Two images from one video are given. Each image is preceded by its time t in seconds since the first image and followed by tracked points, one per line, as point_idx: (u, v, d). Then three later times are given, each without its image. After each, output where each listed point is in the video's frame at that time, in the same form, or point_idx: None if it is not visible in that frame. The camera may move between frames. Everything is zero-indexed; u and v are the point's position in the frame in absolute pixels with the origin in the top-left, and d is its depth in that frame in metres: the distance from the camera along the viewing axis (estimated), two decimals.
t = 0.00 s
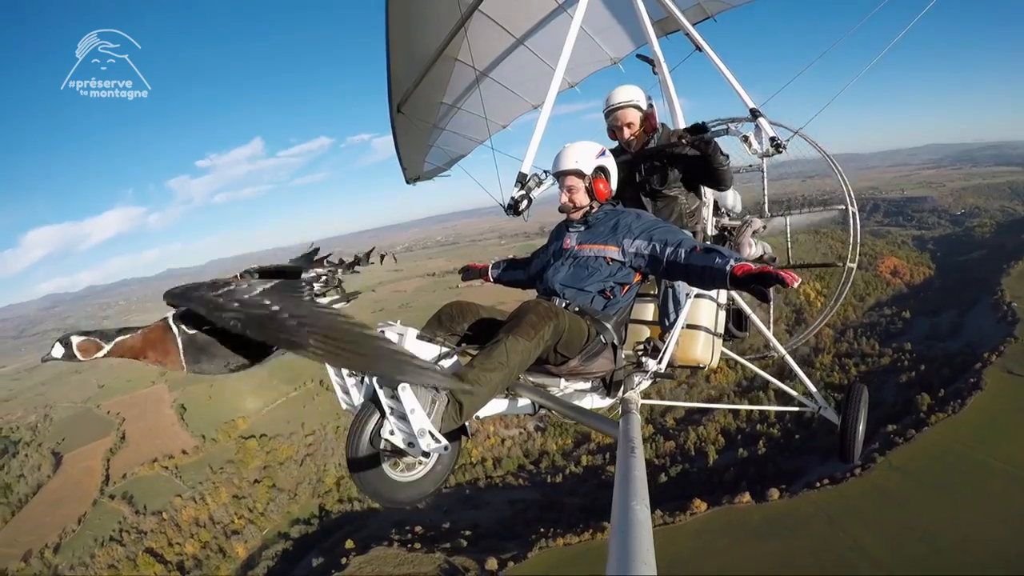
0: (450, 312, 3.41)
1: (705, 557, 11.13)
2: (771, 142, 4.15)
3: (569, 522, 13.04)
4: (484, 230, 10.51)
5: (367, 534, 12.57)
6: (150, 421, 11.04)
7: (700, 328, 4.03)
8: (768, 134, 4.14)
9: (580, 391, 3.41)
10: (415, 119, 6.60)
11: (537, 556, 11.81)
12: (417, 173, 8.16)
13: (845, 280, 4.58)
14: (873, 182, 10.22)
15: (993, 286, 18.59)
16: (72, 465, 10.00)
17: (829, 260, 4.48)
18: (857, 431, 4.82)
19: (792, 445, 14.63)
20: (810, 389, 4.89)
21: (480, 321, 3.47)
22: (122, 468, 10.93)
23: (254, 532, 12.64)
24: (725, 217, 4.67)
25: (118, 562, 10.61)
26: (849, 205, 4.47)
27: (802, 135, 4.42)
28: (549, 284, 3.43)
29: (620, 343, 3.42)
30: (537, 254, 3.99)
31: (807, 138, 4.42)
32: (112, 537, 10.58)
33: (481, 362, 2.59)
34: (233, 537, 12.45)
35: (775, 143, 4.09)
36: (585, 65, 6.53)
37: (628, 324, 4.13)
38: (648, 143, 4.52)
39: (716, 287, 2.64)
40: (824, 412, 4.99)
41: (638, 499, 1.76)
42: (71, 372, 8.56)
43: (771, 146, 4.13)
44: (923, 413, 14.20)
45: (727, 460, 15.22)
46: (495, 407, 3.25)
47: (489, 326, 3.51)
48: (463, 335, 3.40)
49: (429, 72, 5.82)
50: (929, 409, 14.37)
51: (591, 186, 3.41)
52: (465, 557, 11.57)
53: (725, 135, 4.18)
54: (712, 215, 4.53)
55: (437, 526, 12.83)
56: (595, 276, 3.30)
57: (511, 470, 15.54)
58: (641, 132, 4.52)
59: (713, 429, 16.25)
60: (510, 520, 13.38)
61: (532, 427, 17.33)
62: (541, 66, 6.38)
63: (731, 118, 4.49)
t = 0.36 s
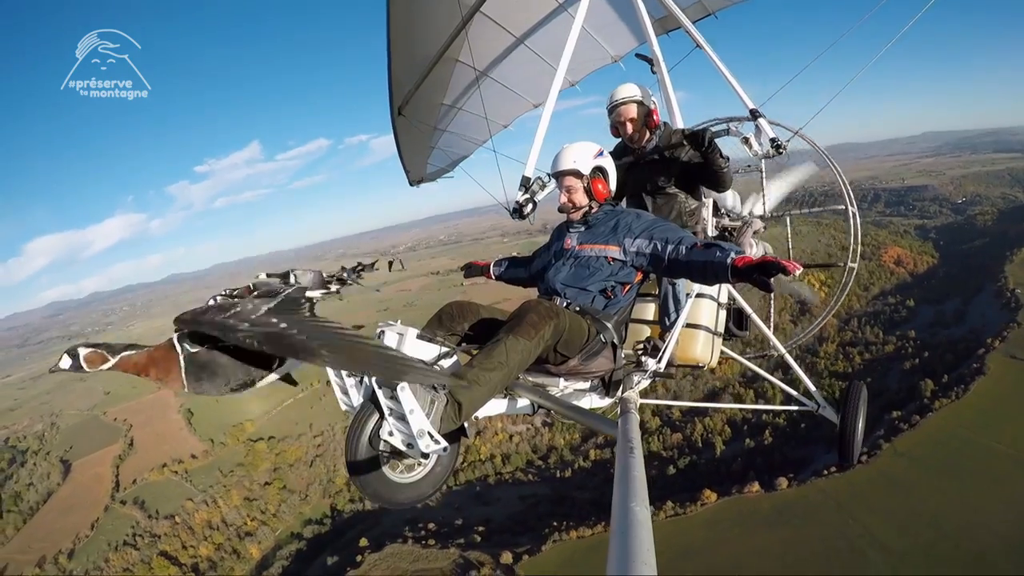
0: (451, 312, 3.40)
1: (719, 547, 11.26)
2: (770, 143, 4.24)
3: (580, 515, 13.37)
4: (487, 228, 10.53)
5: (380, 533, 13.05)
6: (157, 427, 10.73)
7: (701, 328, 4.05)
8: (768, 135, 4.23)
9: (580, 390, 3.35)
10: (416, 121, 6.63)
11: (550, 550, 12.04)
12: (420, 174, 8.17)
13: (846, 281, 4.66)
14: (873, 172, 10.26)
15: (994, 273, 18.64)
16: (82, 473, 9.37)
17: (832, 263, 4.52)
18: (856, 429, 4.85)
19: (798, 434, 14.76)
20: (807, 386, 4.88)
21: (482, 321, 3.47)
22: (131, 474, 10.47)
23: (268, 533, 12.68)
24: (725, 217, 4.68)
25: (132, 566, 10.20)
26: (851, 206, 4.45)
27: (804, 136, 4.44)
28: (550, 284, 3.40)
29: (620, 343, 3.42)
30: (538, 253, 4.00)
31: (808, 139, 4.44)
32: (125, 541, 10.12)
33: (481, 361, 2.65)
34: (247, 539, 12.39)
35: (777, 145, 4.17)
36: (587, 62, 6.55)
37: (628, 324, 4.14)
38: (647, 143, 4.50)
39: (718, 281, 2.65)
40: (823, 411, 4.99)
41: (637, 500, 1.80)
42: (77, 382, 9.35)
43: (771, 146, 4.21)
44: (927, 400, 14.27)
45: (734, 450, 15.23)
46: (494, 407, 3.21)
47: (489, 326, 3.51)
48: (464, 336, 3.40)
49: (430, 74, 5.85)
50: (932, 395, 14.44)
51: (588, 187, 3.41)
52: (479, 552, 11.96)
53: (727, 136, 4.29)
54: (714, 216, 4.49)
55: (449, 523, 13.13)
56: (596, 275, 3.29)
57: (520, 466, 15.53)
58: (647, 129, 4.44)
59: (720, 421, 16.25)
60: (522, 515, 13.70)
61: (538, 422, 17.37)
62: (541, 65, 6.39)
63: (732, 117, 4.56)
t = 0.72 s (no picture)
0: (450, 312, 3.40)
1: (721, 536, 11.39)
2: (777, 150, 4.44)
3: (584, 505, 13.49)
4: (486, 224, 10.55)
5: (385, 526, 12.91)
6: (160, 424, 11.19)
7: (700, 328, 4.07)
8: (774, 143, 4.43)
9: (580, 391, 3.40)
10: (417, 120, 6.71)
11: (554, 539, 12.20)
12: (422, 170, 8.19)
13: (845, 279, 4.50)
14: (870, 165, 10.31)
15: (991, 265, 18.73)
16: (84, 471, 9.26)
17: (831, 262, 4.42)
18: (857, 431, 4.87)
19: (799, 425, 14.83)
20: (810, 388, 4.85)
21: (481, 321, 3.47)
22: (135, 471, 10.46)
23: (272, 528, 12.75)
24: (725, 217, 4.77)
25: (137, 565, 9.72)
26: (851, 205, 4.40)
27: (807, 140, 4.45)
28: (549, 284, 3.40)
29: (620, 343, 3.43)
30: (537, 251, 4.01)
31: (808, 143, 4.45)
32: (130, 539, 9.74)
33: (481, 362, 2.64)
34: (252, 534, 12.34)
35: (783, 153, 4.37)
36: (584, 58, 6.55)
37: (628, 324, 4.18)
38: (653, 142, 4.52)
39: (719, 273, 2.66)
40: (824, 411, 5.02)
41: (637, 500, 1.81)
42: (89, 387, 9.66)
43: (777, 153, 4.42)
44: (926, 390, 14.36)
45: (735, 441, 15.28)
46: (495, 407, 3.22)
47: (488, 326, 3.50)
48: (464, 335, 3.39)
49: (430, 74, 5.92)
50: (931, 385, 14.53)
51: (593, 186, 3.41)
52: (484, 543, 11.79)
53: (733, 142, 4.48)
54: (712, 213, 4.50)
55: (455, 514, 13.22)
56: (595, 275, 3.30)
57: (523, 458, 15.67)
58: (653, 127, 4.48)
59: (721, 413, 16.31)
60: (525, 506, 13.76)
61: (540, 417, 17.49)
62: (541, 61, 6.38)
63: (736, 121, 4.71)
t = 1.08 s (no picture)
0: (450, 312, 3.43)
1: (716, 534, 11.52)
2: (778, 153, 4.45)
3: (583, 502, 13.51)
4: (486, 222, 10.57)
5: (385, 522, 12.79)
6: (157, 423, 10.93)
7: (700, 328, 4.12)
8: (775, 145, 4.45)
9: (579, 391, 3.44)
10: (416, 120, 6.68)
11: (554, 536, 12.25)
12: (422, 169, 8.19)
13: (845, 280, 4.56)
14: (865, 166, 10.37)
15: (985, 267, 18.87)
16: (82, 468, 9.87)
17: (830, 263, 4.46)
18: (857, 430, 4.92)
19: (794, 424, 14.92)
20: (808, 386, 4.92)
21: (481, 321, 3.47)
22: (134, 469, 10.47)
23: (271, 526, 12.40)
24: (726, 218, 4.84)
25: (137, 561, 10.03)
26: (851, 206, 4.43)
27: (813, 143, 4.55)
28: (551, 284, 3.46)
29: (620, 343, 3.45)
30: (537, 248, 4.03)
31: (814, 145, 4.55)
32: (129, 536, 10.07)
33: (481, 362, 2.66)
34: (251, 531, 12.12)
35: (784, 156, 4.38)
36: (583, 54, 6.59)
37: (628, 324, 4.21)
38: (655, 141, 4.56)
39: (723, 267, 2.67)
40: (824, 411, 5.06)
41: (637, 499, 1.81)
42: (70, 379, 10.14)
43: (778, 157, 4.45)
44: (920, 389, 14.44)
45: (731, 440, 15.37)
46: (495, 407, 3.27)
47: (489, 325, 3.51)
48: (464, 334, 3.42)
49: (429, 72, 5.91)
50: (924, 384, 14.61)
51: (594, 187, 3.44)
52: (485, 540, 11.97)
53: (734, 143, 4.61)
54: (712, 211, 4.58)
55: (453, 512, 13.20)
56: (597, 274, 3.34)
57: (520, 457, 15.61)
58: (654, 125, 4.54)
59: (717, 412, 16.42)
60: (524, 504, 13.79)
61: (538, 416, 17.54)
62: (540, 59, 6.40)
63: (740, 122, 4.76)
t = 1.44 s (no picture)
0: (449, 312, 3.44)
1: (711, 533, 11.60)
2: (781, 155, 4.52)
3: (579, 504, 13.56)
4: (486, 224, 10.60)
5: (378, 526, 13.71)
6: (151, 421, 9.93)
7: (700, 328, 4.15)
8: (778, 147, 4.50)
9: (580, 391, 3.45)
10: (416, 119, 6.76)
11: (550, 538, 12.26)
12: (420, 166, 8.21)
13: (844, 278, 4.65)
14: (860, 173, 10.49)
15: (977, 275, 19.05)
16: (75, 467, 9.02)
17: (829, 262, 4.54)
18: (857, 431, 4.98)
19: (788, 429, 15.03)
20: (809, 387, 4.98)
21: (480, 321, 3.53)
22: (128, 467, 10.01)
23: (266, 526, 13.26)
24: (725, 217, 4.92)
25: (131, 561, 10.18)
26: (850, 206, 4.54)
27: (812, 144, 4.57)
28: (549, 284, 3.45)
29: (620, 343, 3.48)
30: (535, 245, 4.07)
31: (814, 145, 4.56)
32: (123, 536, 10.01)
33: (481, 362, 2.70)
34: (245, 532, 12.80)
35: (785, 157, 4.46)
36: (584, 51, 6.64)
37: (628, 324, 4.25)
38: (655, 140, 4.58)
39: (723, 262, 2.72)
40: (825, 412, 5.12)
41: (638, 499, 1.83)
42: (62, 377, 8.09)
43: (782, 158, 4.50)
44: (912, 395, 14.54)
45: (726, 443, 15.46)
46: (495, 407, 3.25)
47: (489, 325, 3.56)
48: (463, 335, 3.46)
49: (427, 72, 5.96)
50: (917, 391, 14.70)
51: (594, 186, 3.47)
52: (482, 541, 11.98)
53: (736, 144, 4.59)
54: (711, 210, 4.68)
55: (449, 513, 13.25)
56: (595, 274, 3.36)
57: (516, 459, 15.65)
58: (657, 124, 4.55)
59: (712, 415, 16.61)
60: (520, 505, 13.82)
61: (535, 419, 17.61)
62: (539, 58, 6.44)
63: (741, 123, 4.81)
